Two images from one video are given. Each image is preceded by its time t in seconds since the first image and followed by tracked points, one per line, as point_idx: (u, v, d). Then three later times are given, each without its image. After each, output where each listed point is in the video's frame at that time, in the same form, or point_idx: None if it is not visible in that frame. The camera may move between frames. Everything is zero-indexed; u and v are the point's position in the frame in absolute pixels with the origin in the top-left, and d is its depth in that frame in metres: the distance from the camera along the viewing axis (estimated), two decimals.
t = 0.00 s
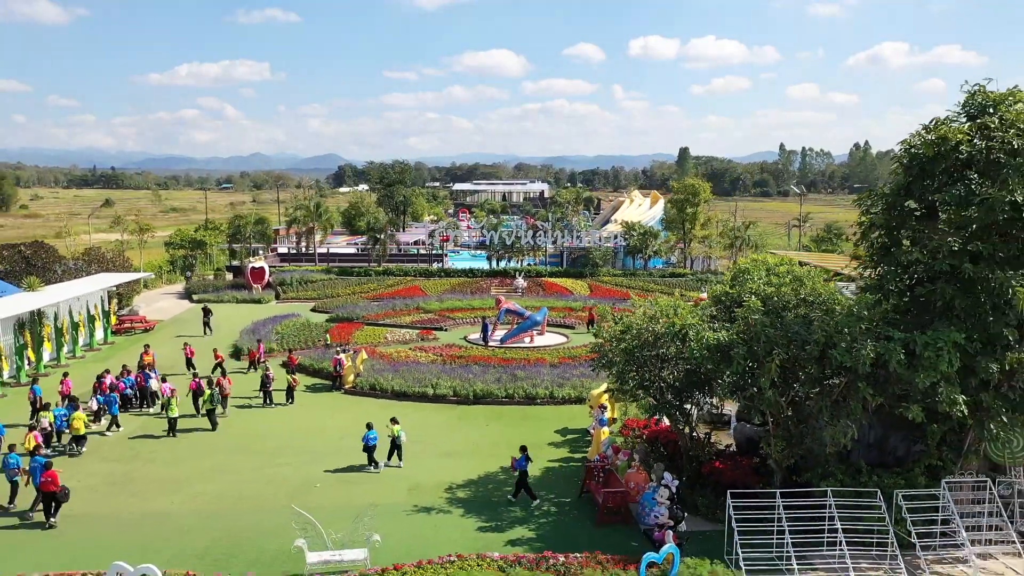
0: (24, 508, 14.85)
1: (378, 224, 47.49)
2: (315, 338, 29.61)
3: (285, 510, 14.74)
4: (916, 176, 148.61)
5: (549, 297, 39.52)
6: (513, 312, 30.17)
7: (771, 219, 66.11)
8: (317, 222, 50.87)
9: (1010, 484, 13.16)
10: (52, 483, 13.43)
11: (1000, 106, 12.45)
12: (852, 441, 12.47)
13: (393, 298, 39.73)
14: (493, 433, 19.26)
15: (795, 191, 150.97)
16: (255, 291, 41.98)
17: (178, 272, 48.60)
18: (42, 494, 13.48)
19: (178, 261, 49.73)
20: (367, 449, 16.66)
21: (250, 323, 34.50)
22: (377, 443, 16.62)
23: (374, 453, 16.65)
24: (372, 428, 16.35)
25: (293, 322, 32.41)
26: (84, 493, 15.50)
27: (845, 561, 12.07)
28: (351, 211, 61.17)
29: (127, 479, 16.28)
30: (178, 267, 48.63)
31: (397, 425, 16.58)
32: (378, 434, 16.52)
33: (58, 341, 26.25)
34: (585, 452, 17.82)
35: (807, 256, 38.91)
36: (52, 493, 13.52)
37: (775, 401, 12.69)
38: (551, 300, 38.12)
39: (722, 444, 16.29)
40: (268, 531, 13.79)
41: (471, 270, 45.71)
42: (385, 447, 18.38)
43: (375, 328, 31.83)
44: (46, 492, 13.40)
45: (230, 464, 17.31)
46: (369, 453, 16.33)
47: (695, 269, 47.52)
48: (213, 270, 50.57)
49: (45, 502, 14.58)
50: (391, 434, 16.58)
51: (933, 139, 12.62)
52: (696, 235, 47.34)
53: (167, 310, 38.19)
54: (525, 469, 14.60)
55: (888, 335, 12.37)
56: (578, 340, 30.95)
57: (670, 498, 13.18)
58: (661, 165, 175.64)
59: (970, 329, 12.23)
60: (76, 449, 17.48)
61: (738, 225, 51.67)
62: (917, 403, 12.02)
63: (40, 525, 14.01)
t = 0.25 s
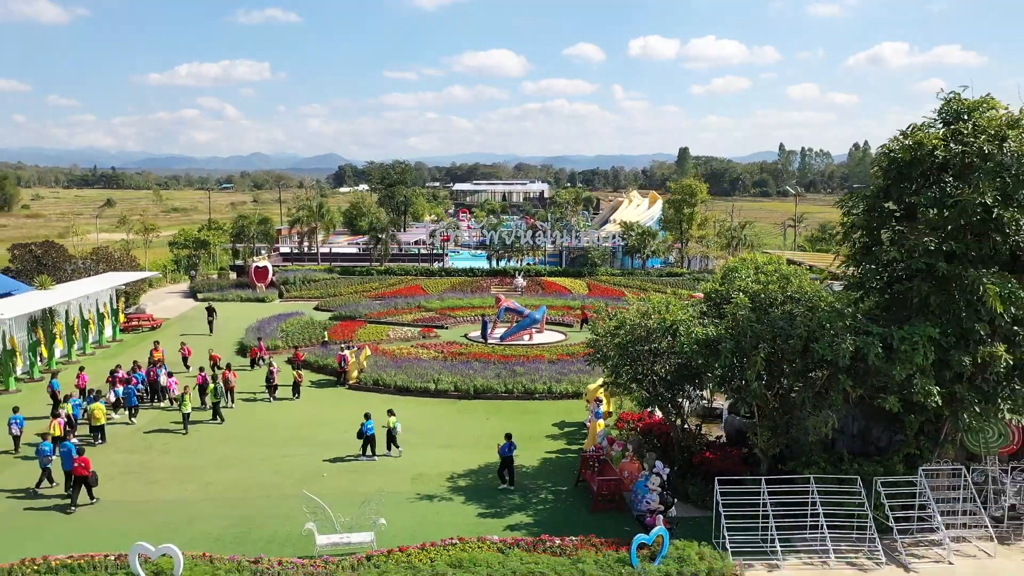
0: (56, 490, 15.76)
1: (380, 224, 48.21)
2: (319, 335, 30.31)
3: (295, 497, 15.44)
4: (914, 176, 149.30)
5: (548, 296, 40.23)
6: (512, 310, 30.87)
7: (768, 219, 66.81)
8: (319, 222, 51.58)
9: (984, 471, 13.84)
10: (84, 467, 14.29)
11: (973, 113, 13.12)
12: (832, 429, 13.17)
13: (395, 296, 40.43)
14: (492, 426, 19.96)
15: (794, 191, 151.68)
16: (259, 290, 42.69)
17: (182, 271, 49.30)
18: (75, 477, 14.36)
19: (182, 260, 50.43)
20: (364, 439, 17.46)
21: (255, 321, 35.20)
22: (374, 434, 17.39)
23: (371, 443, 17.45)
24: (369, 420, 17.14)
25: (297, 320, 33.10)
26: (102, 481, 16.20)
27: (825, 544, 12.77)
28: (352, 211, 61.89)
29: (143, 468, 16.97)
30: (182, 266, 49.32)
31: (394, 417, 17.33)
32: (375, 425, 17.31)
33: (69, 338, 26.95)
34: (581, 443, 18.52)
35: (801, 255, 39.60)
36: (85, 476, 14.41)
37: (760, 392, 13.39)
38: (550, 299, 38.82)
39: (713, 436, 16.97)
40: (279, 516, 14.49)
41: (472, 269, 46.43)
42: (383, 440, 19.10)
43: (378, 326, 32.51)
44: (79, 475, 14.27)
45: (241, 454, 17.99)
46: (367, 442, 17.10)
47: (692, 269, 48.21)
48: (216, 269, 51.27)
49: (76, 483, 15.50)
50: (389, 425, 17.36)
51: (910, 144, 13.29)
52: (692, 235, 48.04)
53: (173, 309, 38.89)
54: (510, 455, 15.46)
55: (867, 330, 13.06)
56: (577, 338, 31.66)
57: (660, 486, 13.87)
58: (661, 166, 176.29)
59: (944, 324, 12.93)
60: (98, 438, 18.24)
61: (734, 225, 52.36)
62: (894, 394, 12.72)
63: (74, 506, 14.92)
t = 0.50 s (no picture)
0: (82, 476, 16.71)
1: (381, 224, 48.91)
2: (323, 333, 30.99)
3: (303, 486, 16.13)
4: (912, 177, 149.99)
5: (548, 295, 40.93)
6: (511, 309, 31.56)
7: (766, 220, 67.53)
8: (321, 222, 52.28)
9: (960, 460, 14.53)
10: (111, 453, 15.25)
11: (950, 119, 13.78)
12: (815, 420, 13.87)
13: (396, 295, 41.10)
14: (492, 420, 20.65)
15: (793, 192, 152.35)
16: (263, 289, 43.39)
17: (186, 271, 49.99)
18: (104, 463, 15.32)
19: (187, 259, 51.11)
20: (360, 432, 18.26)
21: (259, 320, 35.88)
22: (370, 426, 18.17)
23: (367, 435, 18.26)
24: (366, 413, 17.93)
25: (301, 319, 33.78)
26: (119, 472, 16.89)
27: (807, 529, 13.46)
28: (354, 212, 62.59)
29: (157, 460, 17.66)
30: (186, 266, 50.04)
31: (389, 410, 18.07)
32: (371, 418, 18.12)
33: (80, 335, 27.63)
34: (577, 436, 19.21)
35: (796, 255, 40.33)
36: (113, 461, 15.40)
37: (747, 385, 14.08)
38: (549, 298, 39.51)
39: (704, 428, 17.65)
40: (289, 504, 15.18)
41: (472, 269, 47.13)
42: (379, 434, 19.83)
43: (380, 325, 33.18)
44: (107, 461, 15.23)
45: (250, 447, 18.68)
46: (364, 435, 17.88)
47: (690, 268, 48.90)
48: (220, 269, 51.95)
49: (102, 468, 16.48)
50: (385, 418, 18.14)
51: (889, 149, 13.98)
52: (689, 235, 48.75)
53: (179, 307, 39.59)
54: (495, 445, 16.09)
55: (848, 326, 13.76)
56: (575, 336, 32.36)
57: (652, 475, 14.47)
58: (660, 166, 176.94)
59: (921, 320, 13.63)
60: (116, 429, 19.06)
61: (731, 226, 53.06)
62: (873, 387, 13.43)
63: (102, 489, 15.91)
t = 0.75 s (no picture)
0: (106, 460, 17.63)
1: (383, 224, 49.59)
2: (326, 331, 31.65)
3: (311, 476, 16.80)
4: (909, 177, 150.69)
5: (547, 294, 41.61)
6: (511, 308, 32.24)
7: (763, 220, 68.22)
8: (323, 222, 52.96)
9: (939, 451, 15.20)
10: (135, 440, 16.13)
11: (928, 125, 14.46)
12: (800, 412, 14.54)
13: (398, 295, 41.76)
14: (492, 414, 21.33)
15: (791, 192, 153.03)
16: (266, 289, 44.06)
17: (190, 270, 50.65)
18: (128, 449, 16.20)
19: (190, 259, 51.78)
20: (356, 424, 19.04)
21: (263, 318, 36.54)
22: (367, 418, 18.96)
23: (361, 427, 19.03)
24: (362, 405, 18.76)
25: (304, 317, 34.45)
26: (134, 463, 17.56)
27: (792, 516, 14.13)
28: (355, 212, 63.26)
29: (169, 452, 18.34)
30: (190, 266, 50.71)
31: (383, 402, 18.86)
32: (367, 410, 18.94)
33: (89, 333, 28.29)
34: (574, 430, 19.88)
35: (791, 254, 41.03)
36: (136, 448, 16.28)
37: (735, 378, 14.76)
38: (548, 297, 40.19)
39: (697, 422, 18.32)
40: (298, 493, 15.85)
41: (472, 269, 47.81)
42: (376, 425, 20.63)
43: (382, 323, 33.84)
44: (131, 448, 16.11)
45: (259, 440, 19.36)
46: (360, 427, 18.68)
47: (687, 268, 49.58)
48: (223, 268, 52.62)
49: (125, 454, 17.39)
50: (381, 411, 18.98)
51: (870, 153, 14.66)
52: (687, 235, 49.43)
53: (184, 306, 40.25)
54: (483, 434, 17.12)
55: (831, 322, 14.45)
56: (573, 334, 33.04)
57: (645, 464, 15.13)
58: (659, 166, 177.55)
59: (900, 316, 14.32)
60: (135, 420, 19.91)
61: (728, 226, 53.77)
62: (854, 379, 14.12)
63: (125, 474, 16.81)
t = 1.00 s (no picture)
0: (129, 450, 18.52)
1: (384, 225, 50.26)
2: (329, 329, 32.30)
3: (318, 467, 17.48)
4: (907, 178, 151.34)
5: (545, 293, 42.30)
6: (510, 306, 32.91)
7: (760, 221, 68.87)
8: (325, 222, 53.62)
9: (920, 441, 15.87)
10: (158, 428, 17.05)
11: (909, 130, 15.10)
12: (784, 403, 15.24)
13: (399, 294, 42.42)
14: (491, 409, 22.01)
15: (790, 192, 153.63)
16: (269, 288, 44.73)
17: (194, 270, 51.31)
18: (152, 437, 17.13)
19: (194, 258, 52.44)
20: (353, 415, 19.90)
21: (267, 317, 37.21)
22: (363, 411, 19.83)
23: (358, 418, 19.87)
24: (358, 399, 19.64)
25: (307, 316, 35.12)
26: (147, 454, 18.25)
27: (778, 502, 14.82)
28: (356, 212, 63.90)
29: (181, 444, 19.02)
30: (194, 265, 51.41)
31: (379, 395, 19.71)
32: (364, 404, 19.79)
33: (99, 330, 28.96)
34: (571, 423, 20.54)
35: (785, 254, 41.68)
36: (158, 436, 17.17)
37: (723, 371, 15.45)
38: (547, 296, 40.87)
39: (689, 416, 18.98)
40: (305, 483, 16.53)
41: (472, 268, 48.48)
42: (371, 417, 21.42)
43: (384, 321, 34.52)
44: (154, 436, 17.00)
45: (266, 433, 20.04)
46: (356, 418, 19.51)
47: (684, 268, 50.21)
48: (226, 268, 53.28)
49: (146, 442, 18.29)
50: (376, 404, 19.92)
51: (853, 157, 15.32)
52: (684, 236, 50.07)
53: (189, 305, 40.92)
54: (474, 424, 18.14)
55: (815, 318, 15.14)
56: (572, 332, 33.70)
57: (639, 455, 15.79)
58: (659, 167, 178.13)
59: (881, 313, 15.00)
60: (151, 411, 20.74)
61: (725, 226, 54.40)
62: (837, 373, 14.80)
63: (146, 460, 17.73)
